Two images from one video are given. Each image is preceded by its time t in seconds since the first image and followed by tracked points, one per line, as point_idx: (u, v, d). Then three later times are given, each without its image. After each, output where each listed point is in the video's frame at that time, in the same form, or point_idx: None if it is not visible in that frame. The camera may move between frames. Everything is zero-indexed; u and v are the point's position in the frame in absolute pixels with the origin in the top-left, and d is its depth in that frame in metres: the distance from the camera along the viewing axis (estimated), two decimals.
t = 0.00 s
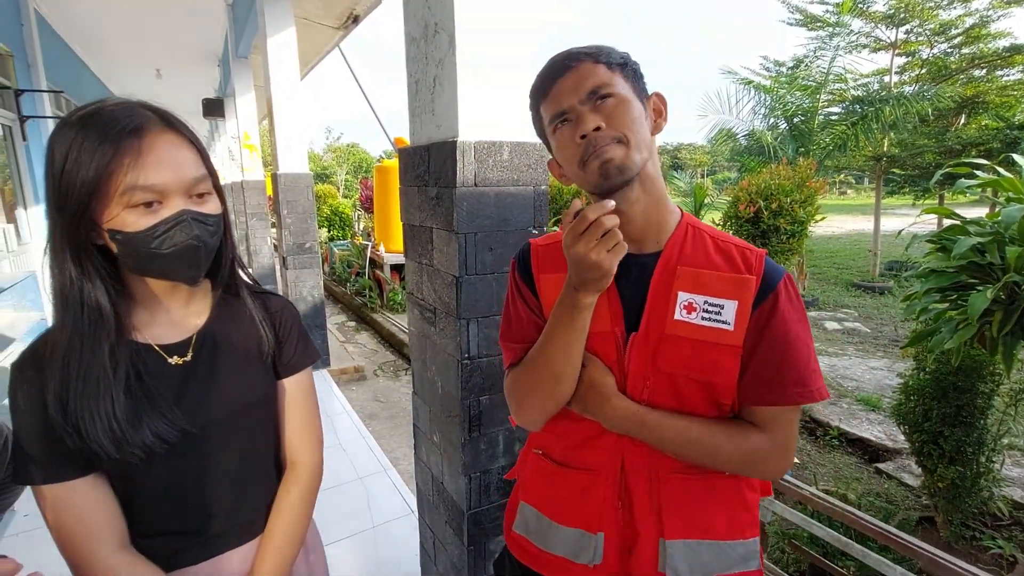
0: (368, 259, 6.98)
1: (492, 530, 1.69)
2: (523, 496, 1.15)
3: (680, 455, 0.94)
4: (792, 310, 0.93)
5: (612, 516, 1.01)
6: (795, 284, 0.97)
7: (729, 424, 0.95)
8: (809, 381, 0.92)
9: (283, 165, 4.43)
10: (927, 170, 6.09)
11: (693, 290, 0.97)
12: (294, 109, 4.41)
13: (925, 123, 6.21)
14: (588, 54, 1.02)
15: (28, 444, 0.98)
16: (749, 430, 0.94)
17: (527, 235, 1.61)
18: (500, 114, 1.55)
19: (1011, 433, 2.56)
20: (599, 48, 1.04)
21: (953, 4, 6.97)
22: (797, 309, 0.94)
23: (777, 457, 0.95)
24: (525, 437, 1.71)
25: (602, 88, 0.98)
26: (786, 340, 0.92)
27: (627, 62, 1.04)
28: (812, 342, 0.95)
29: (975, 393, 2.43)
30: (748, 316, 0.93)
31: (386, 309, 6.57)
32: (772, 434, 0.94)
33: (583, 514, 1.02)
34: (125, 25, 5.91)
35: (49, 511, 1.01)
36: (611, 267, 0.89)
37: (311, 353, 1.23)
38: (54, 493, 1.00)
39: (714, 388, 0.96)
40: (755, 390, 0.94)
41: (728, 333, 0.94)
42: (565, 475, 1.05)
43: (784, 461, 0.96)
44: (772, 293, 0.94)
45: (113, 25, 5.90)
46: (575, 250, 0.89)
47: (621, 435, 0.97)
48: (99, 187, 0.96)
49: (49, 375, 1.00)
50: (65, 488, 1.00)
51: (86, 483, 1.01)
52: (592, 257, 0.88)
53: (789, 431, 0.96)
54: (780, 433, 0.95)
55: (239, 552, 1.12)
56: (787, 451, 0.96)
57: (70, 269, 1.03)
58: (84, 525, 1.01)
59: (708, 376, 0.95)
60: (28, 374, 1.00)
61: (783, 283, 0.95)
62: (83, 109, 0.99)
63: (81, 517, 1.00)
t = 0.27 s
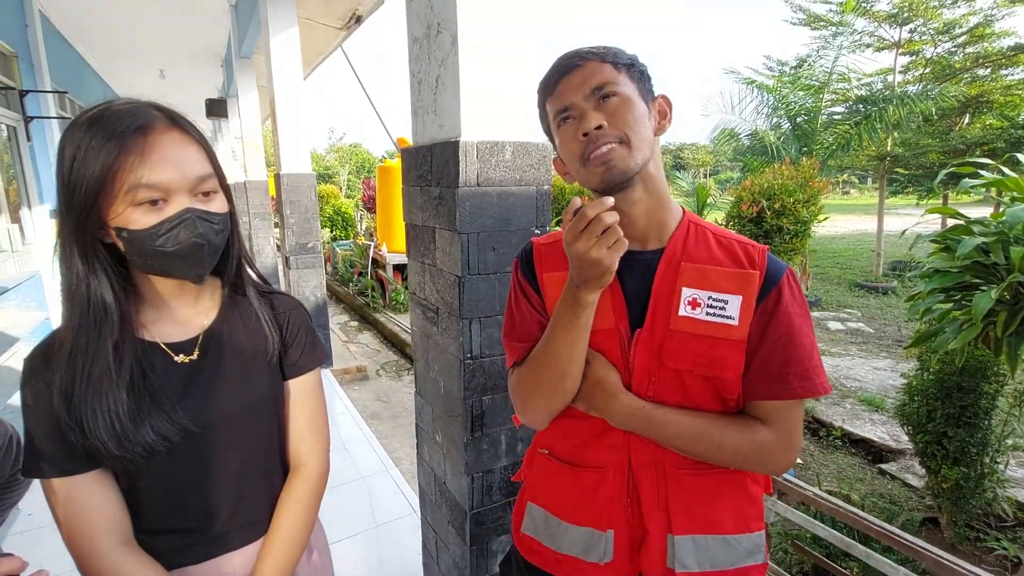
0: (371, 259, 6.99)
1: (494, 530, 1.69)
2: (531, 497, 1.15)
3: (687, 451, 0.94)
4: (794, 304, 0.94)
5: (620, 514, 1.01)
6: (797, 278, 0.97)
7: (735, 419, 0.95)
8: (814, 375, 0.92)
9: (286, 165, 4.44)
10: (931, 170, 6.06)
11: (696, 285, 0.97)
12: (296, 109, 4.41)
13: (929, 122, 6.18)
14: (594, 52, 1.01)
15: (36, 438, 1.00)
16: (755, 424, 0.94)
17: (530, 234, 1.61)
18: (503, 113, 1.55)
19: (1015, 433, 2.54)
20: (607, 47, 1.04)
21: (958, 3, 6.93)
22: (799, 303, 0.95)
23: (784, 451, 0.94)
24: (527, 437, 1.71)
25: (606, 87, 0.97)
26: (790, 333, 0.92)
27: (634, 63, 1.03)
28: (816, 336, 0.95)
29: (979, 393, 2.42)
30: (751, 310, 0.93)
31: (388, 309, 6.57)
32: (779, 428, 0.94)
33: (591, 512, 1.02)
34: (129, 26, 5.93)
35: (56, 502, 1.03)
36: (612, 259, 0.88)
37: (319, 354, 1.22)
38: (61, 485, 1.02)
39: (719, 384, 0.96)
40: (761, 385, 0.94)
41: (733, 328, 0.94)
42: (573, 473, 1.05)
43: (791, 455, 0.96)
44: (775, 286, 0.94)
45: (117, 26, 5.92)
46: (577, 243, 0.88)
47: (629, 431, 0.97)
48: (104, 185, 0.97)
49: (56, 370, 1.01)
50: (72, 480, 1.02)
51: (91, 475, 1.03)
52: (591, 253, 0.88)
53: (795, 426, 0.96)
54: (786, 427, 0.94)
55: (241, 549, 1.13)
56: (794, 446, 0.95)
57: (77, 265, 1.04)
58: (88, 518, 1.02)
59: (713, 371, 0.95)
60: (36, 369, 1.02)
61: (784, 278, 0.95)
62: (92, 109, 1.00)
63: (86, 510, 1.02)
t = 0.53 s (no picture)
0: (372, 259, 6.99)
1: (496, 530, 1.69)
2: (535, 490, 1.15)
3: (688, 451, 0.94)
4: (802, 308, 0.93)
5: (621, 512, 1.01)
6: (806, 281, 0.96)
7: (738, 422, 0.94)
8: (820, 380, 0.91)
9: (287, 165, 4.44)
10: (933, 170, 6.04)
11: (702, 286, 0.97)
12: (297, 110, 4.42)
13: (932, 122, 6.14)
14: (607, 52, 1.01)
15: (40, 435, 1.00)
16: (758, 428, 0.94)
17: (532, 234, 1.60)
18: (505, 114, 1.55)
19: (1018, 434, 2.53)
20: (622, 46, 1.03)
21: (961, 2, 6.90)
22: (808, 307, 0.94)
23: (787, 455, 0.94)
24: (529, 437, 1.71)
25: (616, 88, 0.97)
26: (796, 337, 0.91)
27: (649, 62, 1.02)
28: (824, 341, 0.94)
29: (982, 394, 2.41)
30: (757, 313, 0.93)
31: (390, 309, 6.58)
32: (782, 432, 0.93)
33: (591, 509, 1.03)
34: (132, 27, 5.94)
35: (59, 499, 1.04)
36: (614, 261, 0.88)
37: (324, 356, 1.21)
38: (64, 482, 1.02)
39: (723, 386, 0.96)
40: (764, 388, 0.93)
41: (738, 330, 0.93)
42: (575, 470, 1.05)
43: (796, 459, 0.95)
44: (782, 290, 0.93)
45: (119, 27, 5.92)
46: (580, 244, 0.88)
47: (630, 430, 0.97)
48: (110, 185, 0.98)
49: (61, 368, 1.01)
50: (75, 477, 1.02)
51: (94, 473, 1.03)
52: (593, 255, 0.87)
53: (800, 430, 0.95)
54: (791, 431, 0.93)
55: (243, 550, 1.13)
56: (798, 450, 0.95)
57: (83, 264, 1.04)
58: (90, 517, 1.03)
59: (716, 373, 0.95)
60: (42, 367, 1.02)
61: (792, 280, 0.94)
62: (101, 109, 1.01)
63: (89, 508, 1.03)
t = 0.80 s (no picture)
0: (374, 260, 7.00)
1: (497, 531, 1.69)
2: (539, 486, 1.16)
3: (688, 457, 0.93)
4: (812, 319, 0.91)
5: (621, 514, 1.01)
6: (820, 293, 0.94)
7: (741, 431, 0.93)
8: (827, 395, 0.89)
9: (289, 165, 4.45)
10: (935, 170, 6.03)
11: (709, 291, 0.96)
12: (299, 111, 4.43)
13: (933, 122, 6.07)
14: (612, 57, 0.97)
15: (42, 436, 1.01)
16: (762, 440, 0.92)
17: (533, 234, 1.60)
18: (506, 114, 1.55)
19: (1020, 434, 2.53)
20: (630, 46, 0.97)
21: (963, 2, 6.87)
22: (819, 319, 0.91)
23: (790, 470, 0.92)
24: (530, 438, 1.71)
25: (618, 98, 0.95)
26: (804, 349, 0.89)
27: (658, 63, 0.97)
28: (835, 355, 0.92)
29: (984, 395, 2.41)
30: (764, 321, 0.91)
31: (391, 309, 6.58)
32: (786, 445, 0.92)
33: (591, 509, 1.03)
34: (134, 27, 5.96)
35: (60, 497, 1.04)
36: (603, 280, 0.91)
37: (327, 359, 1.21)
38: (64, 481, 1.02)
39: (727, 394, 0.95)
40: (769, 399, 0.92)
41: (743, 337, 0.92)
42: (578, 468, 1.05)
43: (799, 474, 0.93)
44: (791, 299, 0.91)
45: (121, 27, 5.94)
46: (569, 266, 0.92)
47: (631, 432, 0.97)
48: (115, 185, 0.98)
49: (65, 368, 1.02)
50: (75, 477, 1.02)
51: (94, 473, 1.04)
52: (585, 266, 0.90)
53: (806, 445, 0.93)
54: (796, 446, 0.92)
55: (244, 552, 1.13)
56: (802, 465, 0.93)
57: (89, 264, 1.05)
58: (91, 517, 1.03)
59: (720, 379, 0.94)
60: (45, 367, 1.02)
61: (805, 290, 0.92)
62: (108, 110, 1.01)
63: (89, 508, 1.03)
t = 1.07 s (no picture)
0: (375, 260, 7.00)
1: (498, 531, 1.69)
2: (555, 484, 1.20)
3: (697, 468, 0.92)
4: (839, 336, 0.86)
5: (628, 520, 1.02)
6: (853, 309, 0.88)
7: (756, 448, 0.90)
8: (849, 419, 0.84)
9: (291, 166, 4.45)
10: (937, 170, 5.95)
11: (729, 299, 0.94)
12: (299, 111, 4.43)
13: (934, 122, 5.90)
14: (641, 53, 0.99)
15: (44, 439, 1.01)
16: (778, 459, 0.89)
17: (534, 235, 1.60)
18: (508, 115, 1.56)
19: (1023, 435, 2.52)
20: (659, 42, 0.99)
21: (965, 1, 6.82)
22: (848, 336, 0.86)
23: (806, 496, 0.88)
24: (531, 438, 1.71)
25: (644, 93, 0.96)
26: (827, 365, 0.85)
27: (688, 59, 0.97)
28: (865, 378, 0.87)
29: (986, 395, 2.41)
30: (785, 333, 0.88)
31: (392, 309, 6.59)
32: (804, 469, 0.87)
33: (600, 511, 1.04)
34: (136, 28, 5.97)
35: (60, 502, 1.04)
36: (619, 275, 0.93)
37: (329, 362, 1.21)
38: (64, 485, 1.02)
39: (743, 407, 0.92)
40: (786, 417, 0.88)
41: (762, 348, 0.90)
42: (591, 468, 1.08)
43: (818, 501, 0.88)
44: (817, 312, 0.87)
45: (122, 28, 5.95)
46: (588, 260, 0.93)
47: (639, 436, 0.98)
48: (118, 187, 0.98)
49: (65, 370, 1.02)
50: (76, 481, 1.02)
51: (95, 477, 1.04)
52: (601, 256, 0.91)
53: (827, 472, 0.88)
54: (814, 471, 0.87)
55: (245, 554, 1.13)
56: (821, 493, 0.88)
57: (90, 266, 1.05)
58: (91, 521, 1.03)
59: (735, 390, 0.92)
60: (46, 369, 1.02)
61: (835, 303, 0.87)
62: (111, 110, 1.02)
63: (91, 512, 1.03)
